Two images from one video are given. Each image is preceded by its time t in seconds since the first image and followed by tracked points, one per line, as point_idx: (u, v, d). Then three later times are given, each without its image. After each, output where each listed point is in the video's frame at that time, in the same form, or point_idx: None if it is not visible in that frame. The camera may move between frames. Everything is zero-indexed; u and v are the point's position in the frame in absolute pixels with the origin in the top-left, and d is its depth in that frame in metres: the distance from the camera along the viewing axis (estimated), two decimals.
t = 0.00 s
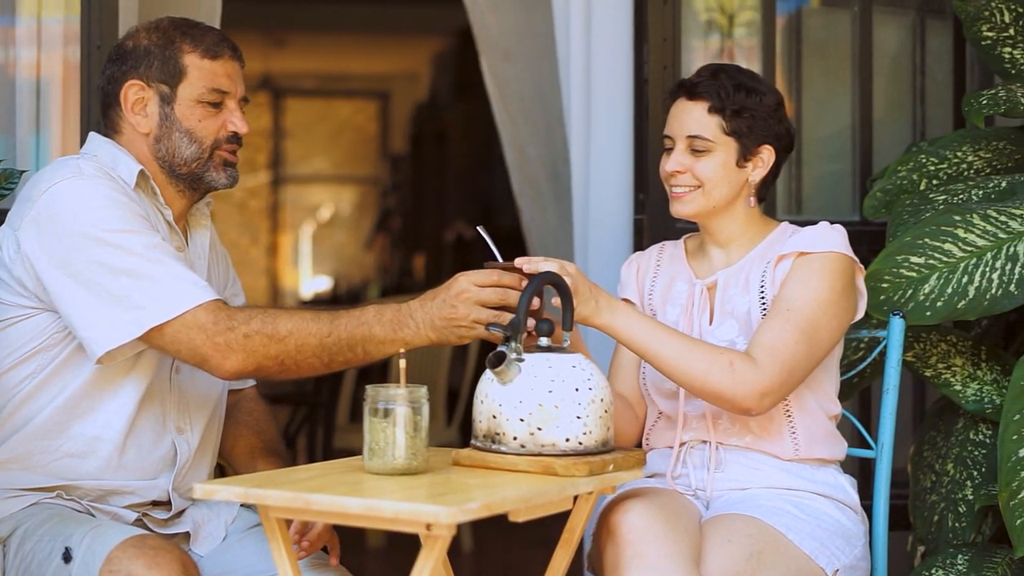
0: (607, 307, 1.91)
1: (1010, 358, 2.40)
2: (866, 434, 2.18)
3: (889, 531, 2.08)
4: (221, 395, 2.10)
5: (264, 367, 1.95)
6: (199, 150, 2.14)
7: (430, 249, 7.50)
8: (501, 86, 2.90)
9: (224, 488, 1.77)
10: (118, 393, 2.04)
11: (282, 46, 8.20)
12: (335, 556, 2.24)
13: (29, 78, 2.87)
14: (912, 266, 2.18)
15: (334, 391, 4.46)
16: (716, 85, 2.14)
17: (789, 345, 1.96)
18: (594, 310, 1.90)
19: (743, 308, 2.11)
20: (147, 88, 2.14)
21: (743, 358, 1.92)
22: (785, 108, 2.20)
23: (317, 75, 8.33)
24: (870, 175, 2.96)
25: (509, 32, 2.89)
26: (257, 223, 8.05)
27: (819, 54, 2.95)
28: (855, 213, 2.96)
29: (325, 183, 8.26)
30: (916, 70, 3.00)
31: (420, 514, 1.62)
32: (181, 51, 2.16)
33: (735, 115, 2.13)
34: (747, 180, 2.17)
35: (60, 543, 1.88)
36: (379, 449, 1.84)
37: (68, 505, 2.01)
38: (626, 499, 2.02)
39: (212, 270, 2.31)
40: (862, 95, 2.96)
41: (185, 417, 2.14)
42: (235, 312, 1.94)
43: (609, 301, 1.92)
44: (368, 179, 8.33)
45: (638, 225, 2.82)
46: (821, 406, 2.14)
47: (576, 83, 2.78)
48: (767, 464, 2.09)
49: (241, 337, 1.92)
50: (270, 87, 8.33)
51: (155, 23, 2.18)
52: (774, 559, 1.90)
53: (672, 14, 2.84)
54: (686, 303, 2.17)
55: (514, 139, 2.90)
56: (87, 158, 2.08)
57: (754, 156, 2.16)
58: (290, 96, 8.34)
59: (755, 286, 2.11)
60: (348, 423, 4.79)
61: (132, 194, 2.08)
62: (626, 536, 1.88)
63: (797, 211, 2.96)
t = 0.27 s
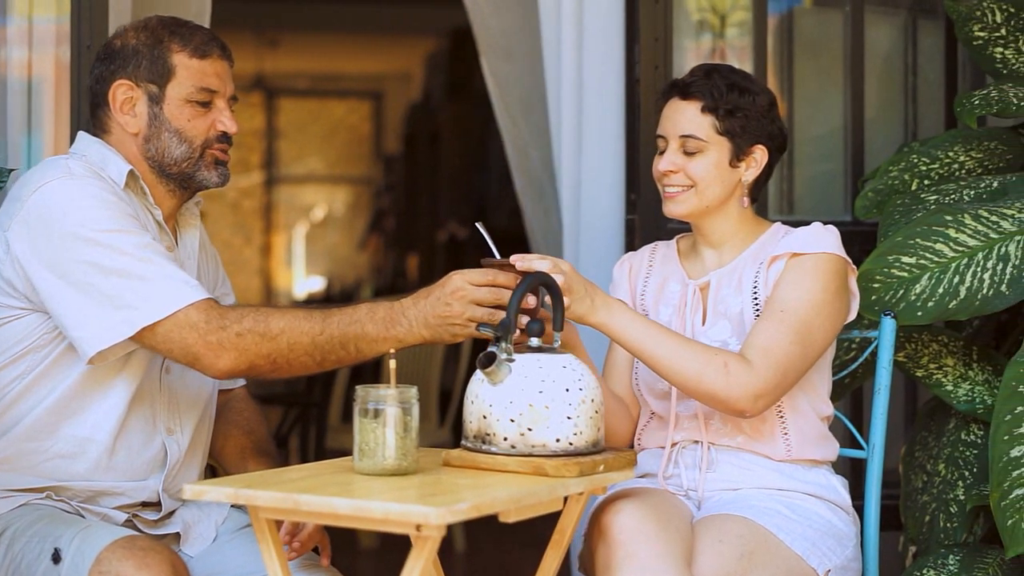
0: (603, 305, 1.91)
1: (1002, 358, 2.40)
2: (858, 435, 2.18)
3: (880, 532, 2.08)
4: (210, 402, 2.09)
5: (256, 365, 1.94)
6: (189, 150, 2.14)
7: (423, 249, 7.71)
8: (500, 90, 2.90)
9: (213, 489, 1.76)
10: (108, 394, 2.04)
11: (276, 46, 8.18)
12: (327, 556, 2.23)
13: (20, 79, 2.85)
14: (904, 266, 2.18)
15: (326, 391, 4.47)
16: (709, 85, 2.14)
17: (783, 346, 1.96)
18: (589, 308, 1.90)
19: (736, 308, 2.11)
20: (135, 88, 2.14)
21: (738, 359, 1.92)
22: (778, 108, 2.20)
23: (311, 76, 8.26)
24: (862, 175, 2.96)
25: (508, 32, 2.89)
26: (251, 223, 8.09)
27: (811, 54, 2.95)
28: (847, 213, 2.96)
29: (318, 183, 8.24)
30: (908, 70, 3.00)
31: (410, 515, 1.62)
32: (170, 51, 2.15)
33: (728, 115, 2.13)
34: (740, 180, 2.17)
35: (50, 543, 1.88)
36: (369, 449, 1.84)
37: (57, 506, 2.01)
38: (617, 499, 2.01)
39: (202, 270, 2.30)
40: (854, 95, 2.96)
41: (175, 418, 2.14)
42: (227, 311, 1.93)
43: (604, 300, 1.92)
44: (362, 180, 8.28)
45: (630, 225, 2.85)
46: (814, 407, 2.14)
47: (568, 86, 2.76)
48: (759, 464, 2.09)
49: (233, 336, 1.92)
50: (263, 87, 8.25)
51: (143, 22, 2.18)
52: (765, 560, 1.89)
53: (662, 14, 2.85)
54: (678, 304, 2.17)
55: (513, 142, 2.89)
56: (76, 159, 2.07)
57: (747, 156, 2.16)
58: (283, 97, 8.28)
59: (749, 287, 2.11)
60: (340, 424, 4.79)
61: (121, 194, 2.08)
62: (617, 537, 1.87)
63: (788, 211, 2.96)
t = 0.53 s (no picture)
0: (597, 307, 1.90)
1: (992, 358, 2.40)
2: (848, 436, 2.18)
3: (871, 532, 2.08)
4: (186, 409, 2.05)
5: (237, 371, 1.93)
6: (177, 149, 2.13)
7: (415, 248, 7.86)
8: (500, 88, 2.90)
9: (201, 490, 1.76)
10: (94, 398, 2.03)
11: (267, 46, 8.14)
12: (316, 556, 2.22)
13: (11, 80, 2.85)
14: (895, 266, 2.18)
15: (316, 391, 4.47)
16: (703, 84, 2.14)
17: (777, 349, 1.96)
18: (584, 308, 1.89)
19: (728, 309, 2.11)
20: (122, 87, 2.13)
21: (732, 363, 1.92)
22: (770, 108, 2.20)
23: (303, 76, 8.26)
24: (852, 175, 2.95)
25: (507, 32, 2.91)
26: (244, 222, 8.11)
27: (802, 54, 2.95)
28: (837, 213, 2.96)
29: (311, 183, 8.27)
30: (899, 70, 3.00)
31: (398, 516, 1.61)
32: (157, 49, 2.14)
33: (722, 114, 2.13)
34: (733, 179, 2.17)
35: (38, 544, 1.87)
36: (358, 450, 1.83)
37: (46, 506, 2.00)
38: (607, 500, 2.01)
39: (190, 270, 2.30)
40: (844, 95, 2.96)
41: (164, 418, 2.13)
42: (208, 318, 1.93)
43: (599, 301, 1.91)
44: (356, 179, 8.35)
45: (620, 226, 2.82)
46: (806, 409, 2.14)
47: (558, 87, 2.75)
48: (749, 464, 2.09)
49: (214, 343, 1.91)
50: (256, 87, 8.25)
51: (130, 20, 2.17)
52: (755, 560, 1.89)
53: (653, 12, 2.85)
54: (670, 304, 2.16)
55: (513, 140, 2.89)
56: (63, 159, 2.06)
57: (740, 156, 2.16)
58: (276, 97, 8.28)
59: (741, 287, 2.10)
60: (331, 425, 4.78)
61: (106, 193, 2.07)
62: (607, 537, 1.87)
63: (779, 211, 2.96)
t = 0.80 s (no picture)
0: (592, 307, 1.89)
1: (985, 358, 2.40)
2: (841, 436, 2.18)
3: (863, 533, 2.07)
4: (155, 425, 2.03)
5: (192, 394, 1.89)
6: (166, 148, 2.13)
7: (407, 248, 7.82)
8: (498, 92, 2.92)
9: (190, 491, 1.75)
10: (70, 413, 2.02)
11: (261, 46, 8.17)
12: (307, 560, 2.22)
13: (3, 80, 2.86)
14: (887, 266, 2.18)
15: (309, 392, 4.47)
16: (698, 84, 2.14)
17: (772, 351, 1.95)
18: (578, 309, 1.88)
19: (722, 309, 2.11)
20: (112, 85, 2.13)
21: (728, 365, 1.91)
22: (764, 108, 2.20)
23: (297, 75, 8.28)
24: (845, 176, 2.96)
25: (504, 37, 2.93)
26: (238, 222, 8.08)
27: (795, 54, 2.96)
28: (830, 213, 2.96)
29: (305, 183, 8.25)
30: (893, 69, 2.99)
31: (388, 516, 1.61)
32: (146, 47, 2.14)
33: (718, 114, 2.12)
34: (728, 180, 2.17)
35: (29, 545, 1.87)
36: (348, 450, 1.83)
37: (35, 507, 2.00)
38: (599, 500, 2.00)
39: (181, 269, 2.29)
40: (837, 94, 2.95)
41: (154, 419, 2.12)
42: (165, 342, 1.89)
43: (595, 302, 1.91)
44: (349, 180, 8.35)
45: (613, 225, 2.84)
46: (799, 410, 2.14)
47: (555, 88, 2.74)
48: (741, 464, 2.09)
49: (169, 367, 1.87)
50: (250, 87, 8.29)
51: (120, 18, 2.16)
52: (747, 561, 1.89)
53: (644, 12, 2.85)
54: (664, 304, 2.16)
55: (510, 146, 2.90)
56: (50, 158, 2.06)
57: (735, 156, 2.16)
58: (270, 96, 8.28)
59: (735, 288, 2.10)
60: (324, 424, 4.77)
61: (93, 194, 2.07)
62: (599, 538, 1.87)
63: (772, 211, 2.96)
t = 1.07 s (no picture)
0: (588, 309, 1.89)
1: (976, 358, 2.40)
2: (833, 436, 2.18)
3: (854, 533, 2.07)
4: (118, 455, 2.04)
5: (91, 426, 1.88)
6: (153, 146, 2.13)
7: (401, 249, 7.93)
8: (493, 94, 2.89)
9: (178, 491, 1.74)
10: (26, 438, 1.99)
11: (255, 46, 8.24)
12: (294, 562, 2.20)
13: None
14: (878, 266, 2.19)
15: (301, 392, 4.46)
16: (693, 84, 2.14)
17: (766, 353, 1.95)
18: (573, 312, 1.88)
19: (716, 309, 2.10)
20: (99, 83, 2.12)
21: (722, 367, 1.91)
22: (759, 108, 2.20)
23: (290, 75, 8.26)
24: (836, 175, 2.95)
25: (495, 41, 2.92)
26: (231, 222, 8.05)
27: (786, 54, 2.95)
28: (822, 213, 2.96)
29: (300, 183, 8.15)
30: (885, 70, 2.99)
31: (377, 517, 1.61)
32: (134, 45, 2.14)
33: (712, 115, 2.12)
34: (722, 180, 2.16)
35: (17, 546, 1.86)
36: (338, 450, 1.83)
37: (24, 507, 1.99)
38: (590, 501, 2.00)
39: (170, 268, 2.28)
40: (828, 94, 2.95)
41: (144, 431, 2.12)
42: (71, 374, 1.86)
43: (590, 303, 1.89)
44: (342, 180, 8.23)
45: (604, 225, 2.83)
46: (792, 411, 2.14)
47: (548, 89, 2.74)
48: (732, 463, 2.09)
49: (71, 400, 1.85)
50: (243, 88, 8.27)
51: (107, 16, 2.16)
52: (738, 562, 1.88)
53: (636, 11, 2.84)
54: (657, 304, 2.16)
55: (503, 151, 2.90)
56: (33, 160, 2.05)
57: (729, 156, 2.16)
58: (264, 97, 8.25)
59: (729, 288, 2.10)
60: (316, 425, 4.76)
61: (76, 197, 2.06)
62: (590, 538, 1.86)
63: (764, 211, 2.96)
